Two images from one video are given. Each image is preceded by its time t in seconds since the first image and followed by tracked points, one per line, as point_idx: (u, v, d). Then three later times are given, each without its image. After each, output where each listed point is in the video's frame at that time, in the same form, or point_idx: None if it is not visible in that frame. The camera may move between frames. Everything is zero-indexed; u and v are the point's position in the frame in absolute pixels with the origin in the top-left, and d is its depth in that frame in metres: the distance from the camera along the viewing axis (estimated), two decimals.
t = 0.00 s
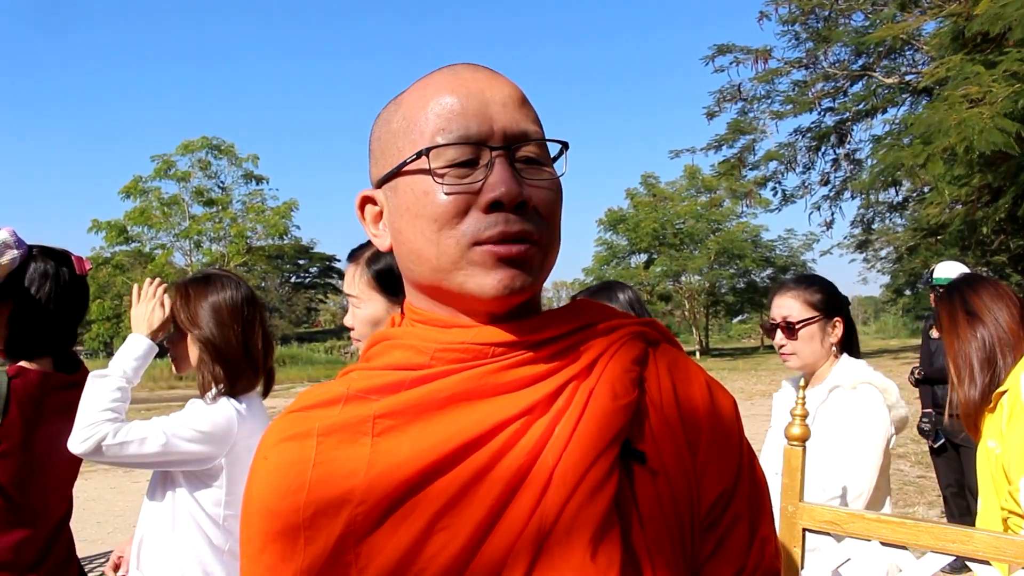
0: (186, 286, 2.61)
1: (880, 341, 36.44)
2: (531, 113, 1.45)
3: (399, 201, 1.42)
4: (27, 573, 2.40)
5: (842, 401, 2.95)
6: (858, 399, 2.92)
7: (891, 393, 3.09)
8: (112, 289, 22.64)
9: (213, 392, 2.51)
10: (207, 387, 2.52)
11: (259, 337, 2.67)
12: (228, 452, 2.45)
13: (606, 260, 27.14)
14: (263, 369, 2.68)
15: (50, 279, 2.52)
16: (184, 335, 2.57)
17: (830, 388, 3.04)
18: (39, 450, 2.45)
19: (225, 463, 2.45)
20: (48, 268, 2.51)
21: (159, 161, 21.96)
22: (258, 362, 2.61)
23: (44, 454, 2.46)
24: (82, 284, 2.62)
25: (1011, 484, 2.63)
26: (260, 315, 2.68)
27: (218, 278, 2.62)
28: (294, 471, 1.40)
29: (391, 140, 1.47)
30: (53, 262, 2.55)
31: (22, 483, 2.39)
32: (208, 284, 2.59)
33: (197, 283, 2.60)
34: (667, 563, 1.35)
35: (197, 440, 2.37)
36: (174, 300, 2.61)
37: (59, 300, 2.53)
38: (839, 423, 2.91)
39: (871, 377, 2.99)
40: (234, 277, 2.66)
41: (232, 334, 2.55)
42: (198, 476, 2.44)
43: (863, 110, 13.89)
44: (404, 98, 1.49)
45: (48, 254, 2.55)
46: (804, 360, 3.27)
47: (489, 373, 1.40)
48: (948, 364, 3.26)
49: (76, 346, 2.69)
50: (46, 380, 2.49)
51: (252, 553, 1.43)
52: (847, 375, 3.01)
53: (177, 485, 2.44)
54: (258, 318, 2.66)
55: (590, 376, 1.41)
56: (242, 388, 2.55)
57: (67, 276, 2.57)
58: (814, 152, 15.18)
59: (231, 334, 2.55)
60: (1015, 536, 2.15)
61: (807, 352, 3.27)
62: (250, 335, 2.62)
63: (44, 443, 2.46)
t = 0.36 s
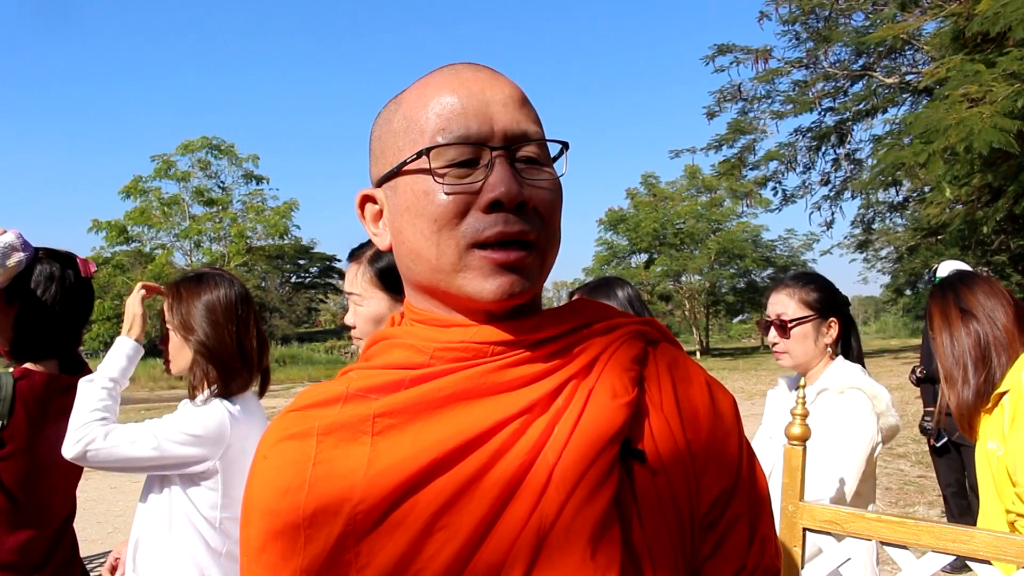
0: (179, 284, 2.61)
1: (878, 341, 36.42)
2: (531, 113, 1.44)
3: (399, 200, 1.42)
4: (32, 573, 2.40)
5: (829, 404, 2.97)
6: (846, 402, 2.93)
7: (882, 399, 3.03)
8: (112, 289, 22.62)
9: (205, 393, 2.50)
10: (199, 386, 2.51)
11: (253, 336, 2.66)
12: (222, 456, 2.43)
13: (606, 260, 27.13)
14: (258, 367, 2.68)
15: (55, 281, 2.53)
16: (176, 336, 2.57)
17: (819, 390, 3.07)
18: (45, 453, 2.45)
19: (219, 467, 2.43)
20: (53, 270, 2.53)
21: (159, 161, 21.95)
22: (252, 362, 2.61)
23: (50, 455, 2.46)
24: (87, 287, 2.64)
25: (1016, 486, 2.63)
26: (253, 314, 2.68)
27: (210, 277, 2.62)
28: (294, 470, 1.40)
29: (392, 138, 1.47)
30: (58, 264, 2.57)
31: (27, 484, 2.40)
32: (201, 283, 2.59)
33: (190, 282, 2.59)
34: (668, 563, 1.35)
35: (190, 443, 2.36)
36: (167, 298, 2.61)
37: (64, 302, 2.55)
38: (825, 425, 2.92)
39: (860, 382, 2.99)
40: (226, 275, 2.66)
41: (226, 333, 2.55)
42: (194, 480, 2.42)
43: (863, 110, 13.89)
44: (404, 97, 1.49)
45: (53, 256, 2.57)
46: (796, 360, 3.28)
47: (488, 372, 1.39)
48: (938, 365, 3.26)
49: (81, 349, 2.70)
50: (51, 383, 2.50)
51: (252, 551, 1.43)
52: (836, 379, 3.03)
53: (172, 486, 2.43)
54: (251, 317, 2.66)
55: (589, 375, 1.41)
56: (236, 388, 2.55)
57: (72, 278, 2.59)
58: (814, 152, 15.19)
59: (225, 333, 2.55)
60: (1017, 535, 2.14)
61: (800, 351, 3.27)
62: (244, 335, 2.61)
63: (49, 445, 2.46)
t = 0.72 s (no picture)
0: (173, 287, 2.58)
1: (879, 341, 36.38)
2: (532, 112, 1.44)
3: (400, 200, 1.41)
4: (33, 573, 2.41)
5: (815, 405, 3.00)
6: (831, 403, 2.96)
7: (871, 401, 3.04)
8: (113, 289, 22.60)
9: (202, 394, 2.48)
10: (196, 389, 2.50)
11: (249, 338, 2.66)
12: (213, 455, 2.42)
13: (607, 260, 27.14)
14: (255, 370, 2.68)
15: (54, 280, 2.54)
16: (171, 340, 2.55)
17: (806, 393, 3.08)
18: (46, 453, 2.46)
19: (210, 467, 2.41)
20: (53, 270, 2.53)
21: (159, 161, 21.95)
22: (249, 365, 2.60)
23: (51, 454, 2.47)
24: (86, 286, 2.64)
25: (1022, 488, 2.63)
26: (249, 315, 2.67)
27: (205, 279, 2.59)
28: (294, 468, 1.40)
29: (392, 137, 1.47)
30: (57, 263, 2.57)
31: (29, 484, 2.40)
32: (197, 287, 2.56)
33: (184, 284, 2.57)
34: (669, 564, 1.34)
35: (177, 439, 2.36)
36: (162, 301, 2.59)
37: (63, 301, 2.55)
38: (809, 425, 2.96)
39: (847, 384, 3.02)
40: (222, 278, 2.64)
41: (222, 338, 2.54)
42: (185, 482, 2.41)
43: (864, 110, 13.88)
44: (404, 96, 1.49)
45: (53, 256, 2.57)
46: (780, 358, 3.30)
47: (489, 372, 1.39)
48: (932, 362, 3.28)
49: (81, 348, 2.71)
50: (51, 383, 2.50)
51: (251, 550, 1.42)
52: (821, 382, 3.05)
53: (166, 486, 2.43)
54: (248, 319, 2.65)
55: (590, 372, 1.41)
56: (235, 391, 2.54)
57: (72, 278, 2.59)
58: (815, 152, 15.19)
59: (222, 340, 2.54)
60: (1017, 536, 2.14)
61: (783, 349, 3.29)
62: (241, 338, 2.61)
63: (48, 445, 2.46)
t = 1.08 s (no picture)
0: (170, 290, 2.60)
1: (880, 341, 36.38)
2: (532, 115, 1.44)
3: (398, 201, 1.42)
4: None
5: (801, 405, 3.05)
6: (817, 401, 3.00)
7: (857, 401, 3.09)
8: (114, 289, 22.63)
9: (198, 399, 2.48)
10: (192, 394, 2.50)
11: (247, 341, 2.66)
12: (218, 461, 2.43)
13: (608, 260, 27.13)
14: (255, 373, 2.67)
15: (47, 282, 2.54)
16: (168, 345, 2.56)
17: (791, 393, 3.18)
18: (38, 455, 2.46)
19: (215, 473, 2.43)
20: (45, 271, 2.54)
21: (160, 162, 21.97)
22: (246, 369, 2.60)
23: (41, 457, 2.47)
24: (79, 287, 2.66)
25: None
26: (247, 318, 2.67)
27: (201, 283, 2.61)
28: (293, 470, 1.40)
29: (391, 138, 1.47)
30: (51, 265, 2.58)
31: (19, 487, 2.40)
32: (193, 289, 2.58)
33: (180, 288, 2.59)
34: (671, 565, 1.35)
35: (182, 449, 2.35)
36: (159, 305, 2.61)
37: (56, 303, 2.56)
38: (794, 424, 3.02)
39: (831, 384, 3.04)
40: (219, 280, 2.65)
41: (217, 342, 2.54)
42: (191, 488, 2.43)
43: (864, 110, 13.89)
44: (404, 97, 1.49)
45: (46, 257, 2.59)
46: (764, 355, 3.35)
47: (490, 373, 1.40)
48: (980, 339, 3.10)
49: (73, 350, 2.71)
50: (43, 385, 2.51)
51: (251, 554, 1.43)
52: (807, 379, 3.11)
53: (168, 492, 2.43)
54: (245, 322, 2.66)
55: (592, 375, 1.41)
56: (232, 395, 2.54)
57: (65, 280, 2.60)
58: (815, 151, 15.20)
59: (217, 342, 2.54)
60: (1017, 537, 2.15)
61: (765, 346, 3.34)
62: (238, 342, 2.61)
63: (40, 448, 2.47)
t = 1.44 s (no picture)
0: (161, 297, 2.60)
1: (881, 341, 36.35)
2: (533, 113, 1.44)
3: (398, 199, 1.42)
4: None
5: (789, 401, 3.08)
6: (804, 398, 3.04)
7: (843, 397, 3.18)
8: (113, 290, 22.64)
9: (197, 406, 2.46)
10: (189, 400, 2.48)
11: (241, 343, 2.64)
12: (225, 467, 2.45)
13: (608, 260, 27.11)
14: (254, 377, 2.65)
15: (36, 281, 2.52)
16: (162, 353, 2.57)
17: (779, 388, 3.18)
18: (23, 456, 2.42)
19: (223, 478, 2.45)
20: (34, 270, 2.51)
21: (160, 163, 21.98)
22: (242, 373, 2.58)
23: (30, 456, 2.43)
24: (68, 287, 2.64)
25: None
26: (239, 320, 2.65)
27: (190, 288, 2.59)
28: (291, 470, 1.40)
29: (392, 136, 1.47)
30: (40, 264, 2.56)
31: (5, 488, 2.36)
32: (182, 294, 2.58)
33: (171, 295, 2.58)
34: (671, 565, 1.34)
35: (188, 458, 2.35)
36: (151, 311, 2.62)
37: (45, 302, 2.54)
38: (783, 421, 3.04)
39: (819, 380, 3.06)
40: (209, 284, 2.63)
41: (207, 348, 2.53)
42: (197, 492, 2.44)
43: (864, 110, 13.88)
44: (405, 94, 1.49)
45: (35, 256, 2.57)
46: (748, 349, 3.36)
47: (491, 372, 1.40)
48: (1001, 335, 2.86)
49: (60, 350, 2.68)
50: (28, 385, 2.44)
51: (249, 555, 1.42)
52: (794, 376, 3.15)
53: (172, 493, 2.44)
54: (237, 324, 2.64)
55: (592, 375, 1.41)
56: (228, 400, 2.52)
57: (53, 278, 2.57)
58: (816, 152, 15.20)
59: (207, 349, 2.53)
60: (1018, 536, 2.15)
61: (750, 341, 3.35)
62: (230, 346, 2.59)
63: (27, 449, 2.43)
